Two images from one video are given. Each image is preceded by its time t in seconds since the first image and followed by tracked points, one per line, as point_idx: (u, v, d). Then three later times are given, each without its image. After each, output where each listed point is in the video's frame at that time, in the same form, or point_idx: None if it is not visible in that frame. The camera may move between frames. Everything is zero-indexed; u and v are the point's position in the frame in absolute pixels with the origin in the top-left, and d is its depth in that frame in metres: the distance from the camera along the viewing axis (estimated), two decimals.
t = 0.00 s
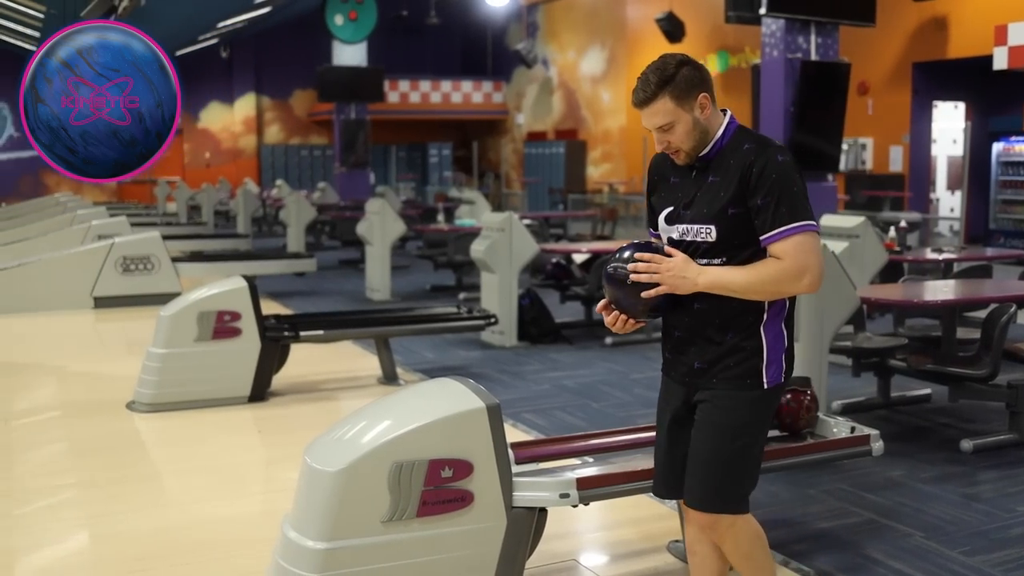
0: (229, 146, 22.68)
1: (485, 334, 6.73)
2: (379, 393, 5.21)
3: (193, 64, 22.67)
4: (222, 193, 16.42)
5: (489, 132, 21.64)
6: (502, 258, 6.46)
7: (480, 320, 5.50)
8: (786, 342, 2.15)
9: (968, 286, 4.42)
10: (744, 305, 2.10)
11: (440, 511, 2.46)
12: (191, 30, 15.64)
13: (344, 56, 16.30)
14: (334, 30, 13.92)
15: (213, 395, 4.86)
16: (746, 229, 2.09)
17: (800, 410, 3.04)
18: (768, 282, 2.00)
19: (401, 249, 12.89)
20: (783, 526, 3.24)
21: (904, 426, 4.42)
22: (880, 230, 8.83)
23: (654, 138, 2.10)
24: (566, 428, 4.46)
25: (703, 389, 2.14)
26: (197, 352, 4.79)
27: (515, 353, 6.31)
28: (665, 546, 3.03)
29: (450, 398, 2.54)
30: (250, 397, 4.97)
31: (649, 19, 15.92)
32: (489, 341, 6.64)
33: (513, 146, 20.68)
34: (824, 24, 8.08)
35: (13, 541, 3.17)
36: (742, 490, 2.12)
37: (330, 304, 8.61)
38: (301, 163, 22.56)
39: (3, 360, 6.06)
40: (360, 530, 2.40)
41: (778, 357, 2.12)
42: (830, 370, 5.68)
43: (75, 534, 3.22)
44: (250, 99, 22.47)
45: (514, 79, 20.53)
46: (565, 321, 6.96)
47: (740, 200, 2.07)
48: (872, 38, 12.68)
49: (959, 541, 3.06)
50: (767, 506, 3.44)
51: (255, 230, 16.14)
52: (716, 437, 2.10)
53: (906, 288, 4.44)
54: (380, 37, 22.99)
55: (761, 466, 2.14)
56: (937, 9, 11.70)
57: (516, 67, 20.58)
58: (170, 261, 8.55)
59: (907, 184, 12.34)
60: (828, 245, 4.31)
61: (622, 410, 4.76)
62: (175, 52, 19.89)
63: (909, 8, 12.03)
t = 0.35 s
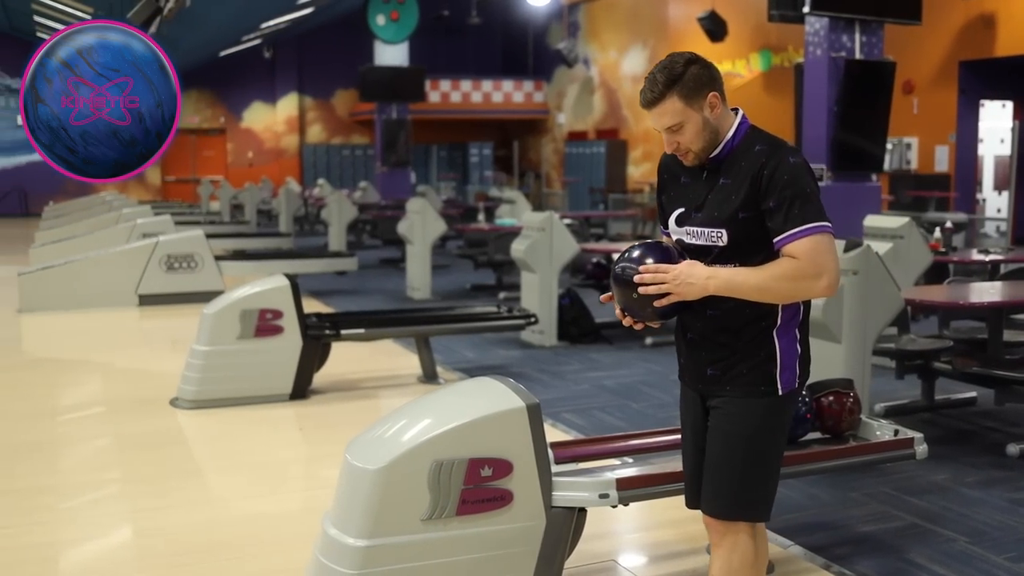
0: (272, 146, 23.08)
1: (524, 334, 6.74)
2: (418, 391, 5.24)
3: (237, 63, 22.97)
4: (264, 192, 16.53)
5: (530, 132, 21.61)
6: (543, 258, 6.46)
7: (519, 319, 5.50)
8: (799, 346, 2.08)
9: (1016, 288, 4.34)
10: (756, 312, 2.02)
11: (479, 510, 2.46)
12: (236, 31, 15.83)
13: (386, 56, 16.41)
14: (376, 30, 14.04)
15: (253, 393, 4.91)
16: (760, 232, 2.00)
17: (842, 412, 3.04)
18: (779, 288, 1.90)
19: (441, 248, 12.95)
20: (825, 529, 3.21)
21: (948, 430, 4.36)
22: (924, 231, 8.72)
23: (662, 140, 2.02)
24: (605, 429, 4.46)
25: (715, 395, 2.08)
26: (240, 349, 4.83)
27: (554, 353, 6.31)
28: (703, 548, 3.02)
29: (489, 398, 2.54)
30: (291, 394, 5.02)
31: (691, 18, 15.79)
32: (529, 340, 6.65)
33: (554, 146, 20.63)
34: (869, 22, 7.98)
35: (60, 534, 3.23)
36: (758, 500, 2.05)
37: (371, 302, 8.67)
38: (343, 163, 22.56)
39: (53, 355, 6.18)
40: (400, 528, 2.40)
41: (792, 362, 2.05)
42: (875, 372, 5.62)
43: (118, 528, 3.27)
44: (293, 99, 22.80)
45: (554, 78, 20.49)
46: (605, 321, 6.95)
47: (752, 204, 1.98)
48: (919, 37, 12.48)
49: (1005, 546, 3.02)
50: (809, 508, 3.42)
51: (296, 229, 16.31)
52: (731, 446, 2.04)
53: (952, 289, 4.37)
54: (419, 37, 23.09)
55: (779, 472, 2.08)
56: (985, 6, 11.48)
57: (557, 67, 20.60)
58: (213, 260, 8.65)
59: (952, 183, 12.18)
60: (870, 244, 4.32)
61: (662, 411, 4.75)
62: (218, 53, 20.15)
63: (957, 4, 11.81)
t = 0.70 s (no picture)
0: (289, 146, 23.16)
1: (541, 334, 6.74)
2: (434, 391, 5.25)
3: (255, 63, 23.07)
4: (282, 192, 16.54)
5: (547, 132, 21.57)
6: (560, 258, 6.47)
7: (536, 319, 5.50)
8: (795, 355, 2.00)
9: None
10: (749, 321, 1.94)
11: (494, 510, 2.46)
12: (253, 32, 15.91)
13: (404, 56, 16.44)
14: (395, 31, 14.07)
15: (270, 392, 4.93)
16: (749, 240, 1.93)
17: (860, 413, 3.04)
18: (759, 303, 1.85)
19: (458, 248, 12.98)
20: (842, 531, 3.20)
21: (966, 432, 4.34)
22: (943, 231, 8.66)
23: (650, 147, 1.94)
24: (621, 429, 4.45)
25: (707, 408, 2.01)
26: (257, 348, 4.86)
27: (571, 353, 6.31)
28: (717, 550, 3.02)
29: (506, 398, 2.53)
30: (307, 394, 5.03)
31: (710, 19, 15.67)
32: (546, 340, 6.65)
33: (571, 146, 20.52)
34: (888, 22, 7.94)
35: (78, 532, 3.25)
36: (757, 513, 1.98)
37: (387, 301, 8.69)
38: (361, 162, 22.58)
39: (74, 354, 6.23)
40: (416, 527, 2.40)
41: (787, 373, 1.97)
42: (894, 374, 5.59)
43: (136, 526, 3.29)
44: (311, 99, 22.91)
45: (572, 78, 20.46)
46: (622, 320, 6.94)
47: (740, 211, 1.90)
48: (938, 38, 12.41)
49: None
50: (826, 510, 3.41)
51: (313, 228, 16.34)
52: (727, 459, 1.98)
53: (971, 290, 4.34)
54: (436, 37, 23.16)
55: (780, 484, 2.01)
56: (1006, 6, 11.40)
57: (574, 66, 20.58)
58: (231, 259, 8.69)
59: (972, 184, 12.09)
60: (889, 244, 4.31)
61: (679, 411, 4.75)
62: (236, 53, 20.22)
63: (977, 3, 11.72)
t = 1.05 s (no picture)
0: (307, 146, 23.26)
1: (557, 334, 6.74)
2: (451, 391, 5.25)
3: (272, 63, 23.11)
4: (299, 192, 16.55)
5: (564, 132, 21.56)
6: (577, 257, 6.47)
7: (553, 319, 5.50)
8: (801, 360, 1.95)
9: None
10: (751, 326, 1.90)
11: (511, 510, 2.46)
12: (271, 33, 15.97)
13: (421, 56, 16.47)
14: (412, 31, 14.10)
15: (287, 391, 4.95)
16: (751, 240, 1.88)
17: (879, 414, 3.03)
18: (753, 295, 1.79)
19: (475, 248, 13.01)
20: (861, 532, 3.19)
21: (986, 433, 4.32)
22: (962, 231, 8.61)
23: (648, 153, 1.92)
24: (639, 429, 4.45)
25: (710, 415, 1.97)
26: (275, 348, 4.87)
27: (588, 353, 6.31)
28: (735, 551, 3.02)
29: (523, 398, 2.53)
30: (324, 393, 5.04)
31: (726, 18, 15.70)
32: (562, 340, 6.65)
33: (587, 146, 20.49)
34: (907, 21, 7.90)
35: (96, 530, 3.26)
36: (765, 520, 1.96)
37: (404, 301, 8.70)
38: (379, 162, 22.61)
39: (93, 352, 6.27)
40: (433, 526, 2.40)
41: (793, 380, 1.92)
42: (912, 374, 5.57)
43: (154, 524, 3.30)
44: (328, 99, 22.99)
45: (589, 78, 20.43)
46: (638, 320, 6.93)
47: (740, 212, 1.88)
48: (957, 37, 12.36)
49: None
50: (845, 511, 3.40)
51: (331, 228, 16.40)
52: (733, 466, 1.94)
53: (990, 291, 4.32)
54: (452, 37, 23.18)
55: (788, 489, 1.98)
56: None
57: (591, 66, 20.58)
58: (249, 258, 8.73)
59: (992, 183, 12.01)
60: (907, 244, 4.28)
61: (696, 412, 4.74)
62: (254, 53, 20.28)
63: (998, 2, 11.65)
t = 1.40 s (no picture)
0: (317, 145, 23.30)
1: (567, 334, 6.74)
2: (460, 391, 5.26)
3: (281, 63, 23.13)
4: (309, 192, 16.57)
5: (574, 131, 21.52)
6: (587, 257, 6.47)
7: (562, 319, 5.50)
8: (806, 355, 1.95)
9: None
10: (756, 324, 1.90)
11: (520, 510, 2.46)
12: (281, 33, 15.98)
13: (431, 56, 16.48)
14: (422, 31, 14.10)
15: (295, 391, 4.96)
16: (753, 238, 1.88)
17: (889, 415, 3.02)
18: (757, 293, 1.78)
19: (484, 247, 13.01)
20: (871, 533, 3.18)
21: (997, 435, 4.30)
22: (974, 232, 8.57)
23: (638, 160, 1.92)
24: (648, 429, 4.45)
25: (719, 413, 1.97)
26: (285, 348, 4.89)
27: (597, 353, 6.31)
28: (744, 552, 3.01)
29: (532, 398, 2.53)
30: (334, 393, 5.05)
31: (738, 19, 15.51)
32: (571, 340, 6.65)
33: (597, 146, 20.44)
34: (918, 20, 7.87)
35: (106, 529, 3.27)
36: (777, 517, 1.96)
37: (413, 301, 8.70)
38: (387, 162, 23.03)
39: (104, 351, 6.30)
40: (442, 525, 2.40)
41: (799, 376, 1.93)
42: (922, 375, 5.55)
43: (163, 523, 3.31)
44: (338, 99, 23.04)
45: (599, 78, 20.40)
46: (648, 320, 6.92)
47: (739, 213, 1.87)
48: (970, 37, 12.31)
49: None
50: (855, 512, 3.39)
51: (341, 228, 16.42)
52: (743, 465, 1.94)
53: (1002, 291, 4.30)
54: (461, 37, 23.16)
55: (797, 483, 1.98)
56: None
57: (602, 66, 20.56)
58: (258, 258, 8.75)
59: (1003, 184, 11.96)
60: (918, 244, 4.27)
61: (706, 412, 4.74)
62: (265, 53, 20.30)
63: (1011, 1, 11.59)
